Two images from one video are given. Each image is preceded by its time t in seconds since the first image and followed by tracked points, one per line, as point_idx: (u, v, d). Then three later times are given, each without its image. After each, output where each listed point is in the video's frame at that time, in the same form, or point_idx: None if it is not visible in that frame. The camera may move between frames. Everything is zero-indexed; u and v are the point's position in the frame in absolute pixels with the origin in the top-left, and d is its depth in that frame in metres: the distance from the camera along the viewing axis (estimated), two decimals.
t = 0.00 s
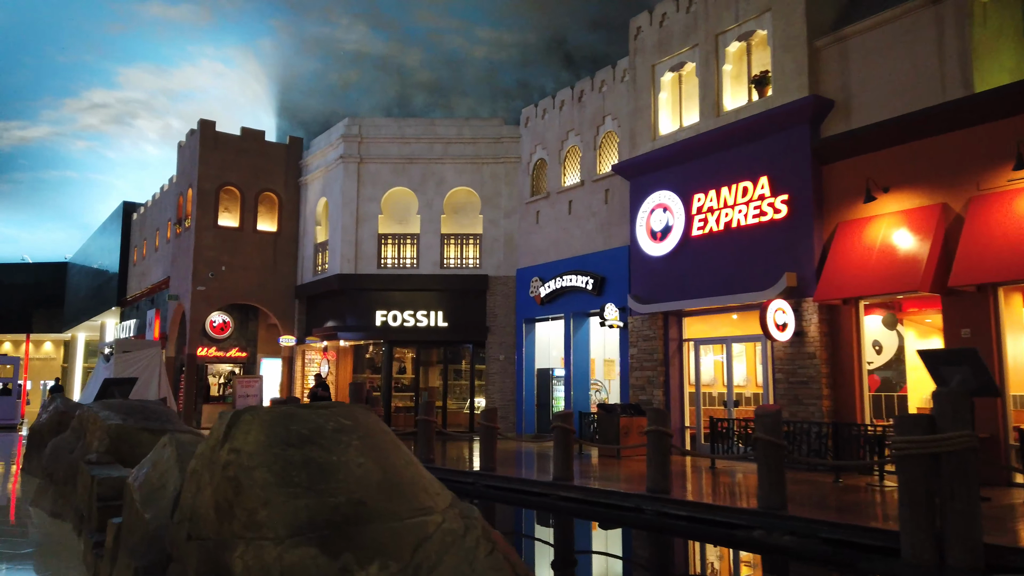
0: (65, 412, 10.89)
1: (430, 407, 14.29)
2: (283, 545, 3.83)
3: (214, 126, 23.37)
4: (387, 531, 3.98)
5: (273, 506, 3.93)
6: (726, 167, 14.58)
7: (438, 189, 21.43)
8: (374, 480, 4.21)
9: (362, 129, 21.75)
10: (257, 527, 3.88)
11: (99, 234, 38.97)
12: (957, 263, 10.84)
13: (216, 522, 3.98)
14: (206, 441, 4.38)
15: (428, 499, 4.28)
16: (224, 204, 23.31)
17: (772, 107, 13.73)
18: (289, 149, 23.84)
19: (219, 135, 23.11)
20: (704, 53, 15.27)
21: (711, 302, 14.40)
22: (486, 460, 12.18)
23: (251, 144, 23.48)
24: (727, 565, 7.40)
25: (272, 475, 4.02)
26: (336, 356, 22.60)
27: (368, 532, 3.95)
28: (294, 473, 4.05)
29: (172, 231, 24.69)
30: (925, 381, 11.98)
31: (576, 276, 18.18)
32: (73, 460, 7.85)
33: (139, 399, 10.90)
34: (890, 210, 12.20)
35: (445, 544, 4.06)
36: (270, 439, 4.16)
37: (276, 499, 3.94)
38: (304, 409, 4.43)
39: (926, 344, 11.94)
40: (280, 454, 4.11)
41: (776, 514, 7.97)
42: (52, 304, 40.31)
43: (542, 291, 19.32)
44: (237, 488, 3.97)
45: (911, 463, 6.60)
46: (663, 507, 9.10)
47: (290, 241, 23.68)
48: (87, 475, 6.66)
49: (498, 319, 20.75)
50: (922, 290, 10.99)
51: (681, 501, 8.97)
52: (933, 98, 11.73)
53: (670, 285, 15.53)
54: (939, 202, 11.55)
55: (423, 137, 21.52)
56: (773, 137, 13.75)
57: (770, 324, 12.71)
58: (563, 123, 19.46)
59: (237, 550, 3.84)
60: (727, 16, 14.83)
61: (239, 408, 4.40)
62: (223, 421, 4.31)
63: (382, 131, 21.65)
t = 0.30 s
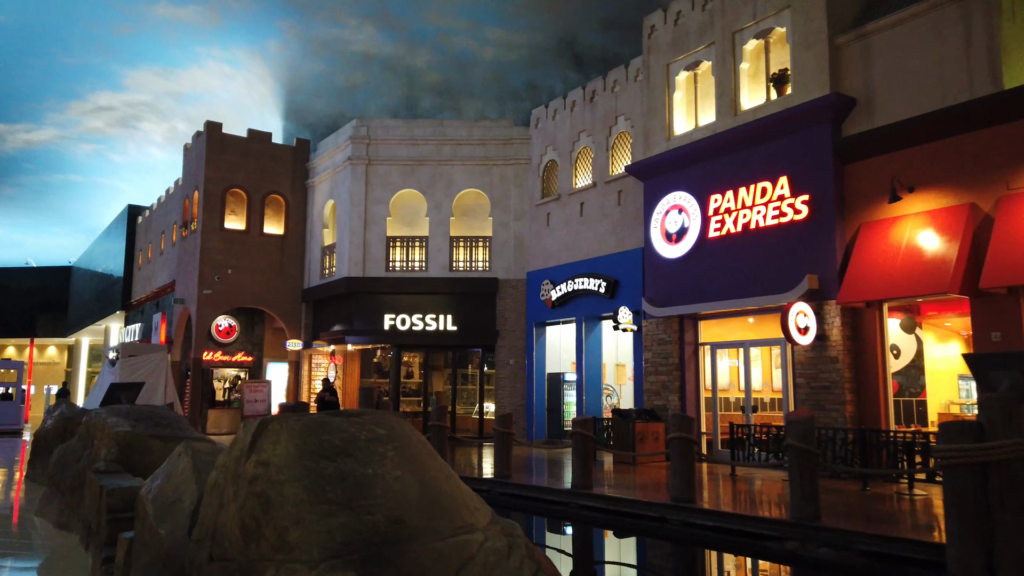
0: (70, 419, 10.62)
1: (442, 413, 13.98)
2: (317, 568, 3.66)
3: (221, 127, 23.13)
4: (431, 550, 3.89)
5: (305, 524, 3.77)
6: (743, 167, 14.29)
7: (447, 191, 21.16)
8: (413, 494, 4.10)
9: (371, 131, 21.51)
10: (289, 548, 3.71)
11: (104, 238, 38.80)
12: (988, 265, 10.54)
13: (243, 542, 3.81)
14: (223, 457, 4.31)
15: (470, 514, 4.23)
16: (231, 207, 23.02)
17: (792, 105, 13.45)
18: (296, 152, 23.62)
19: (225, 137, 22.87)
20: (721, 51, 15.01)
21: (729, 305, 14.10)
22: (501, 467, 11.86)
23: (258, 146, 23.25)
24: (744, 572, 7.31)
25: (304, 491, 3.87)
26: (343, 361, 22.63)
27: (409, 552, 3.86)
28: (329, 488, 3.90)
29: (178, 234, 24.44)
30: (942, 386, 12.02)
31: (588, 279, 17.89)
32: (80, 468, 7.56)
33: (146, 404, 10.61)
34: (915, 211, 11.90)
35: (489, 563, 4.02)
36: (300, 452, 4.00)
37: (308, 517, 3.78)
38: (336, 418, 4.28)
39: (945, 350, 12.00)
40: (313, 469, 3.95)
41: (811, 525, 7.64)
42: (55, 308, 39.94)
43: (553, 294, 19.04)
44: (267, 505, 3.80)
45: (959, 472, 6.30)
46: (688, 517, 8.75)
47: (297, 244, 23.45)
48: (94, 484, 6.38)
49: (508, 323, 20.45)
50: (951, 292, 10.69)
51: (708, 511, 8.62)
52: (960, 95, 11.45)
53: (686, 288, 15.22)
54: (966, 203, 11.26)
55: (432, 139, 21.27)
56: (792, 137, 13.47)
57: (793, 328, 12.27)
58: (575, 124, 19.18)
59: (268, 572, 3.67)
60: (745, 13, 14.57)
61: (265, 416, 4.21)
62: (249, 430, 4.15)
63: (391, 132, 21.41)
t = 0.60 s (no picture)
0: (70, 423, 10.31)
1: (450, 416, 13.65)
2: None
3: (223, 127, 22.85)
4: (469, 563, 3.61)
5: (331, 535, 3.44)
6: (757, 164, 14.00)
7: (452, 191, 20.86)
8: (446, 502, 3.83)
9: (375, 130, 21.21)
10: (314, 562, 3.39)
11: (104, 240, 38.51)
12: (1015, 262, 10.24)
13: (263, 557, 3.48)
14: (238, 461, 4.06)
15: (506, 525, 3.94)
16: (233, 208, 22.69)
17: (808, 101, 13.16)
18: (299, 152, 23.35)
19: (227, 137, 22.59)
20: (733, 46, 14.73)
21: (743, 305, 13.79)
22: (512, 471, 11.54)
23: (260, 146, 22.96)
24: None
25: (328, 496, 3.57)
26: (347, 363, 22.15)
27: (445, 566, 3.57)
28: (355, 496, 3.61)
29: (179, 236, 24.15)
30: (960, 387, 11.71)
31: (597, 279, 17.58)
32: (79, 473, 7.26)
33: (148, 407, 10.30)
34: (936, 208, 11.61)
35: None
36: (324, 454, 3.73)
37: (334, 527, 3.46)
38: (360, 417, 4.03)
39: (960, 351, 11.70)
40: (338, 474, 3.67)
41: (841, 532, 7.30)
42: (55, 312, 39.61)
43: (561, 296, 18.73)
44: (288, 515, 3.48)
45: (1004, 477, 5.97)
46: (711, 523, 8.42)
47: (299, 246, 23.15)
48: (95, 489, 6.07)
49: (515, 325, 20.13)
50: (977, 290, 10.38)
51: (731, 517, 8.29)
52: (982, 88, 11.16)
53: (698, 288, 14.91)
54: (989, 198, 10.97)
55: (437, 138, 20.97)
56: (808, 133, 13.18)
57: (811, 327, 11.96)
58: (582, 123, 18.89)
59: None
60: (758, 8, 14.31)
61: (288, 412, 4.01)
62: (268, 429, 3.90)
63: (395, 131, 21.12)
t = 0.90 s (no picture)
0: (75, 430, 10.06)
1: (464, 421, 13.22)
2: None
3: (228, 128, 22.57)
4: None
5: (374, 569, 3.16)
6: (777, 164, 13.67)
7: (461, 192, 20.55)
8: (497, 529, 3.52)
9: (383, 131, 20.92)
10: None
11: (109, 244, 38.26)
12: None
13: None
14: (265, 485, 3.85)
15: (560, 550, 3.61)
16: (239, 211, 22.42)
17: (829, 98, 12.83)
18: (306, 153, 23.08)
19: (233, 138, 22.31)
20: (751, 43, 14.41)
21: (763, 307, 13.44)
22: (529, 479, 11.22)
23: (267, 147, 22.69)
24: None
25: (369, 525, 3.30)
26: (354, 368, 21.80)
27: None
28: (397, 523, 3.32)
29: (185, 238, 23.88)
30: (982, 391, 11.60)
31: (610, 282, 17.23)
32: (83, 483, 6.95)
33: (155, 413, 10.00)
34: (965, 207, 11.26)
35: None
36: (360, 475, 3.48)
37: (377, 561, 3.18)
38: (397, 431, 3.77)
39: (982, 353, 11.65)
40: (377, 496, 3.41)
41: (881, 546, 6.97)
42: (60, 316, 39.38)
43: (572, 298, 18.40)
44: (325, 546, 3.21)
45: None
46: (740, 535, 8.05)
47: (306, 248, 22.87)
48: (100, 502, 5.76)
49: (525, 328, 19.82)
50: (1011, 292, 10.03)
51: (762, 529, 7.93)
52: (1013, 84, 10.81)
53: (716, 291, 14.58)
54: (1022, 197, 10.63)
55: (445, 139, 20.67)
56: (831, 131, 12.85)
57: (835, 331, 11.67)
58: (594, 122, 18.56)
59: None
60: (777, 3, 13.97)
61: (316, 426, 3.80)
62: (297, 447, 3.71)
63: (403, 132, 20.82)
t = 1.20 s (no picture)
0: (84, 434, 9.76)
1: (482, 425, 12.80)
2: None
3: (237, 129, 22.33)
4: None
5: None
6: (801, 161, 13.35)
7: (473, 192, 20.26)
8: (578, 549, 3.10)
9: (394, 131, 20.63)
10: None
11: (116, 247, 38.05)
12: None
13: None
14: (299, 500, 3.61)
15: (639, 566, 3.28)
16: (248, 212, 22.15)
17: (856, 93, 12.50)
18: (316, 154, 22.84)
19: (242, 139, 22.06)
20: (773, 38, 14.10)
21: (787, 309, 13.10)
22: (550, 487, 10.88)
23: (276, 148, 22.44)
24: None
25: (436, 546, 2.98)
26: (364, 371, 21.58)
27: None
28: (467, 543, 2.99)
29: (193, 240, 23.65)
30: (1007, 397, 11.08)
31: (626, 283, 16.91)
32: (93, 490, 6.67)
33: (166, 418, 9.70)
34: (1000, 203, 10.88)
35: None
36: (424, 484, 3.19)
37: None
38: (453, 435, 3.51)
39: (1007, 357, 11.12)
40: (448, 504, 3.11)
41: (932, 557, 6.60)
42: (66, 320, 39.21)
43: (587, 300, 18.06)
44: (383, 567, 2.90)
45: None
46: (777, 545, 7.72)
47: (316, 250, 22.62)
48: (114, 512, 5.47)
49: (539, 330, 19.50)
50: None
51: (801, 539, 7.58)
52: None
53: (737, 292, 14.24)
54: None
55: (457, 139, 20.38)
56: (857, 127, 12.53)
57: (866, 333, 11.29)
58: (609, 121, 18.25)
59: None
60: None
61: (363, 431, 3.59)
62: (345, 456, 3.44)
63: (414, 132, 20.54)
